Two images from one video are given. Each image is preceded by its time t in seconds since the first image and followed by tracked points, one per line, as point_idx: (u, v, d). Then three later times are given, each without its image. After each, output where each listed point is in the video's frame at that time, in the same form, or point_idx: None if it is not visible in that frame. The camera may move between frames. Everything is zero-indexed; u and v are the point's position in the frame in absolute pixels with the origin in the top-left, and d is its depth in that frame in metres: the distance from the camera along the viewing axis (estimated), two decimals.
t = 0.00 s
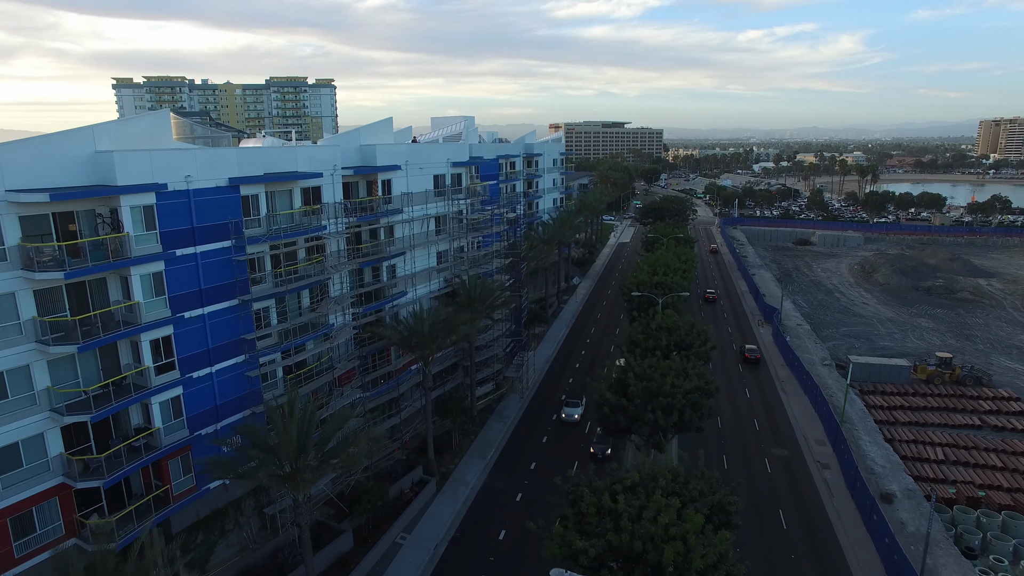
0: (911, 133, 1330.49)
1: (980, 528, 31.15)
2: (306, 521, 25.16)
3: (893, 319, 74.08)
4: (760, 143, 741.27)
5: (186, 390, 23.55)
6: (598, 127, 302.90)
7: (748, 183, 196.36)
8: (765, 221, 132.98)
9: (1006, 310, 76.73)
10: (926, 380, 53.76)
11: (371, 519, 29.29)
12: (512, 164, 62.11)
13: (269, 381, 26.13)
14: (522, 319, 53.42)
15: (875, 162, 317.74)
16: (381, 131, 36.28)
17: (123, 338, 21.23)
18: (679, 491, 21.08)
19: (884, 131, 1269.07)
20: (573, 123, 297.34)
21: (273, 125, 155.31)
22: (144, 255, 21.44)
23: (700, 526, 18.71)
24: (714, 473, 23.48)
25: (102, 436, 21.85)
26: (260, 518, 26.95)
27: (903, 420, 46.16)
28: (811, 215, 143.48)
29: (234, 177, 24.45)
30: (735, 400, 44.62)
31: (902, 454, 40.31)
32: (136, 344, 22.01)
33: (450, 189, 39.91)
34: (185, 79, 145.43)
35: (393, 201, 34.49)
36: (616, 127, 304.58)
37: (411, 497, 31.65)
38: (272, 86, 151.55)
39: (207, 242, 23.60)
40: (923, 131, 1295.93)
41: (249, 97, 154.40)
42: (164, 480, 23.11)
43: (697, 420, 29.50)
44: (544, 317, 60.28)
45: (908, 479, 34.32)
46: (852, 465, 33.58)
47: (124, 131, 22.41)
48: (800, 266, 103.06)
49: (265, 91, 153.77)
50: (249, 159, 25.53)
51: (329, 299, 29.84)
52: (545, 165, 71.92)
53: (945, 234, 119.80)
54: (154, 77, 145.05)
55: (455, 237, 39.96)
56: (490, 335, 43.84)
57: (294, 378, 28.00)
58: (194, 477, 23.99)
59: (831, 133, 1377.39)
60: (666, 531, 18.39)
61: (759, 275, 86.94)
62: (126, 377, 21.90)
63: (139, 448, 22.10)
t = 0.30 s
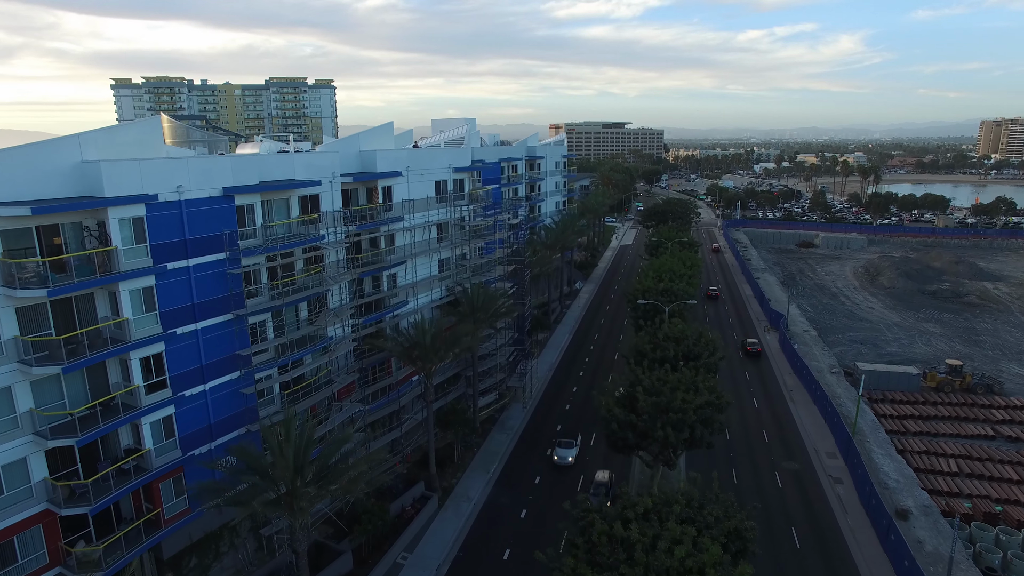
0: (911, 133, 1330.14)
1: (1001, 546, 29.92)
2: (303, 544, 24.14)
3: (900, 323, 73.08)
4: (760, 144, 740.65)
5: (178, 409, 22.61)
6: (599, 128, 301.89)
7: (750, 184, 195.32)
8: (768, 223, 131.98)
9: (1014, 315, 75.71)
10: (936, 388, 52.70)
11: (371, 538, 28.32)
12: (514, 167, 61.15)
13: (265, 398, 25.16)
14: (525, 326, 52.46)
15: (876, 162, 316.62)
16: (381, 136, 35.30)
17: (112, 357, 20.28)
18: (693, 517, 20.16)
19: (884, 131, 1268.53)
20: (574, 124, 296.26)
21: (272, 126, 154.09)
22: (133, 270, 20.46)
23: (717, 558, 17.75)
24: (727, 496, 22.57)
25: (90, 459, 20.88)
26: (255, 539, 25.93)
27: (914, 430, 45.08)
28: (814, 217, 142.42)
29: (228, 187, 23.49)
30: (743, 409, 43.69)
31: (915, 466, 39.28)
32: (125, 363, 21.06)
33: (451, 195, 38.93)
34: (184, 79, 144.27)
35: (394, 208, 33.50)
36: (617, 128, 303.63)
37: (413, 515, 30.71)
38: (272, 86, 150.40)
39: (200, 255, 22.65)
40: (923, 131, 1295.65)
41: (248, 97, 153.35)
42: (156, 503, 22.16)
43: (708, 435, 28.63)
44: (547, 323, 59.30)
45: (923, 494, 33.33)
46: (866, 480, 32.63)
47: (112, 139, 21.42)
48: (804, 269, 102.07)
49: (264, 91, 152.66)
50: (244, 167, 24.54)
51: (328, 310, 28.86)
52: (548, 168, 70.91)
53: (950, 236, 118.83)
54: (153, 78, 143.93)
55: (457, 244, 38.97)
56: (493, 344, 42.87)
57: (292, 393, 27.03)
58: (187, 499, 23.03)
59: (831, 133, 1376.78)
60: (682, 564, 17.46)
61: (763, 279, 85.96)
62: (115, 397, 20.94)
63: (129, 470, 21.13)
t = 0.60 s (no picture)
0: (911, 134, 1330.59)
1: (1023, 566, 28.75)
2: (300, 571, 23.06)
3: (906, 328, 72.17)
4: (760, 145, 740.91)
5: (170, 430, 21.66)
6: (599, 129, 301.21)
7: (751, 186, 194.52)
8: (770, 225, 131.15)
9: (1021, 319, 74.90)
10: (946, 396, 51.69)
11: (371, 561, 27.31)
12: (515, 171, 60.24)
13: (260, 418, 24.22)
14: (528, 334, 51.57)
15: (877, 163, 315.65)
16: (381, 142, 34.38)
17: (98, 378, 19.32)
18: (709, 545, 19.33)
19: (883, 132, 1268.96)
20: (574, 125, 295.28)
21: (271, 126, 153.16)
22: (121, 286, 19.51)
23: None
24: (743, 520, 21.69)
25: (76, 484, 19.96)
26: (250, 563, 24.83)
27: (925, 441, 44.06)
28: (816, 219, 141.63)
29: (222, 197, 22.51)
30: (751, 420, 42.82)
31: (927, 479, 38.31)
32: (113, 384, 20.12)
33: (453, 202, 38.04)
34: (183, 80, 143.39)
35: (394, 217, 32.58)
36: (617, 129, 302.95)
37: (414, 534, 29.69)
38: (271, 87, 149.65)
39: (193, 269, 21.70)
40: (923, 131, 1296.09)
41: (247, 98, 152.57)
42: (146, 528, 21.20)
43: (720, 453, 27.79)
44: (549, 330, 58.43)
45: (939, 511, 32.34)
46: (880, 496, 31.69)
47: (98, 149, 20.46)
48: (808, 272, 101.22)
49: (264, 92, 151.86)
50: (239, 176, 23.45)
51: (327, 323, 27.91)
52: (550, 171, 70.06)
53: (954, 238, 118.07)
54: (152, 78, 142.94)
55: (458, 252, 38.05)
56: (495, 354, 41.94)
57: (289, 410, 26.07)
58: (179, 524, 22.07)
59: (831, 133, 1377.16)
60: None
61: (767, 283, 85.11)
62: (102, 419, 20.03)
63: (117, 496, 20.21)
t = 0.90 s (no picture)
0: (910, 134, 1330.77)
1: None
2: None
3: (912, 333, 71.27)
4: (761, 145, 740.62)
5: (161, 453, 20.71)
6: (599, 129, 300.35)
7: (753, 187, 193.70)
8: (773, 227, 130.21)
9: None
10: (956, 404, 50.64)
11: None
12: (518, 174, 59.34)
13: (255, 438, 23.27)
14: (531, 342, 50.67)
15: (878, 164, 315.00)
16: (381, 148, 33.45)
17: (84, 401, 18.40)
18: None
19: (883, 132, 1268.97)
20: (574, 125, 294.31)
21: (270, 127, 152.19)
22: (108, 304, 18.56)
23: None
24: (760, 548, 20.78)
25: (62, 511, 19.08)
26: None
27: (937, 451, 43.05)
28: (819, 221, 140.75)
29: (215, 209, 21.56)
30: (758, 432, 41.92)
31: (941, 492, 37.33)
32: (101, 406, 19.20)
33: (455, 209, 37.14)
34: (182, 80, 142.43)
35: (394, 225, 31.64)
36: (617, 129, 302.09)
37: (416, 553, 28.63)
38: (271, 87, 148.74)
39: (185, 285, 20.76)
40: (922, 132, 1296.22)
41: (246, 99, 151.68)
42: (135, 555, 20.28)
43: (731, 471, 26.93)
44: (552, 336, 57.51)
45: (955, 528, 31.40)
46: (895, 513, 30.78)
47: (84, 159, 19.52)
48: (811, 275, 100.32)
49: (263, 93, 150.99)
50: (233, 186, 22.54)
51: (325, 337, 26.97)
52: (552, 174, 69.13)
53: (958, 240, 117.19)
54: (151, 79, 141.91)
55: (460, 260, 37.13)
56: (498, 364, 41.05)
57: (286, 428, 25.13)
58: (170, 550, 21.13)
59: (831, 133, 1377.14)
60: None
61: (771, 287, 84.24)
62: (89, 444, 19.11)
63: (104, 523, 19.30)
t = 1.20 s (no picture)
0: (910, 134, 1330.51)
1: None
2: None
3: (918, 338, 70.32)
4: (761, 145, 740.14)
5: (150, 478, 19.79)
6: (599, 130, 299.52)
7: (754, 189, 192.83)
8: (775, 230, 129.25)
9: None
10: (966, 412, 49.66)
11: None
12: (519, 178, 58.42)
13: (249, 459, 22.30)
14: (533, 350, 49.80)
15: (879, 165, 314.13)
16: (380, 154, 32.51)
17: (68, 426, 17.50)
18: None
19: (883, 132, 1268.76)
20: (574, 126, 293.47)
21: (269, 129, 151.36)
22: (93, 323, 17.64)
23: None
24: None
25: (46, 541, 18.20)
26: None
27: (948, 462, 42.09)
28: (821, 223, 139.83)
29: (206, 222, 20.63)
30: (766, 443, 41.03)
31: (954, 506, 36.34)
32: (86, 430, 18.28)
33: (456, 216, 36.22)
34: (181, 81, 141.63)
35: (394, 234, 30.72)
36: (618, 130, 301.24)
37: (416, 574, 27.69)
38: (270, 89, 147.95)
39: (175, 301, 19.83)
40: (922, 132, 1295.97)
41: (245, 100, 150.87)
42: None
43: (743, 490, 26.05)
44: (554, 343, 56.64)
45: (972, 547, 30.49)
46: (911, 530, 29.88)
47: (69, 171, 18.67)
48: (814, 278, 99.37)
49: (263, 94, 150.19)
50: (226, 198, 21.64)
51: (323, 351, 26.04)
52: (554, 178, 68.22)
53: (962, 243, 116.15)
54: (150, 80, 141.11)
55: (462, 269, 36.22)
56: (500, 374, 40.17)
57: (282, 447, 24.17)
58: None
59: (831, 134, 1376.94)
60: None
61: (775, 291, 83.36)
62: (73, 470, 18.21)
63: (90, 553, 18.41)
